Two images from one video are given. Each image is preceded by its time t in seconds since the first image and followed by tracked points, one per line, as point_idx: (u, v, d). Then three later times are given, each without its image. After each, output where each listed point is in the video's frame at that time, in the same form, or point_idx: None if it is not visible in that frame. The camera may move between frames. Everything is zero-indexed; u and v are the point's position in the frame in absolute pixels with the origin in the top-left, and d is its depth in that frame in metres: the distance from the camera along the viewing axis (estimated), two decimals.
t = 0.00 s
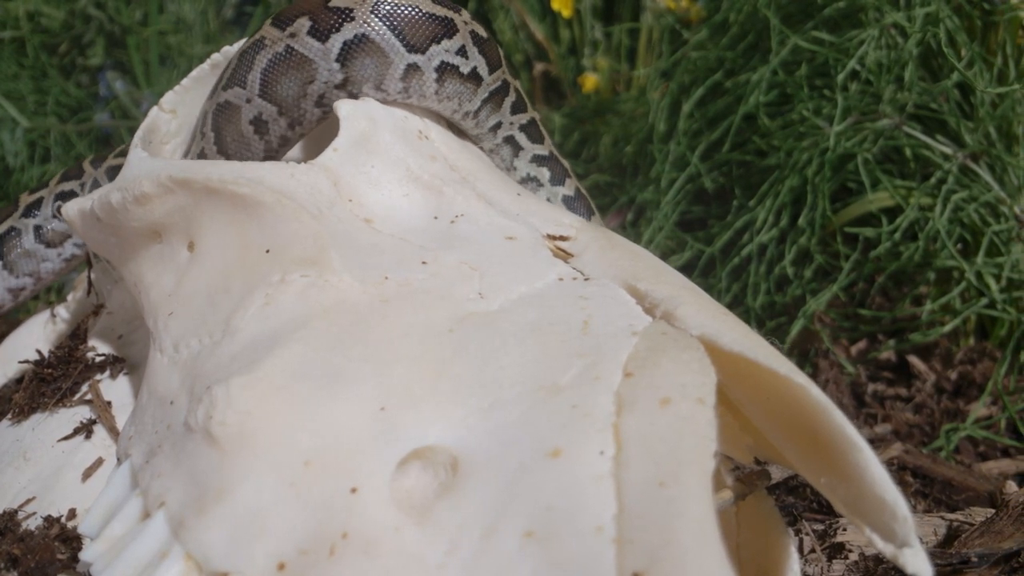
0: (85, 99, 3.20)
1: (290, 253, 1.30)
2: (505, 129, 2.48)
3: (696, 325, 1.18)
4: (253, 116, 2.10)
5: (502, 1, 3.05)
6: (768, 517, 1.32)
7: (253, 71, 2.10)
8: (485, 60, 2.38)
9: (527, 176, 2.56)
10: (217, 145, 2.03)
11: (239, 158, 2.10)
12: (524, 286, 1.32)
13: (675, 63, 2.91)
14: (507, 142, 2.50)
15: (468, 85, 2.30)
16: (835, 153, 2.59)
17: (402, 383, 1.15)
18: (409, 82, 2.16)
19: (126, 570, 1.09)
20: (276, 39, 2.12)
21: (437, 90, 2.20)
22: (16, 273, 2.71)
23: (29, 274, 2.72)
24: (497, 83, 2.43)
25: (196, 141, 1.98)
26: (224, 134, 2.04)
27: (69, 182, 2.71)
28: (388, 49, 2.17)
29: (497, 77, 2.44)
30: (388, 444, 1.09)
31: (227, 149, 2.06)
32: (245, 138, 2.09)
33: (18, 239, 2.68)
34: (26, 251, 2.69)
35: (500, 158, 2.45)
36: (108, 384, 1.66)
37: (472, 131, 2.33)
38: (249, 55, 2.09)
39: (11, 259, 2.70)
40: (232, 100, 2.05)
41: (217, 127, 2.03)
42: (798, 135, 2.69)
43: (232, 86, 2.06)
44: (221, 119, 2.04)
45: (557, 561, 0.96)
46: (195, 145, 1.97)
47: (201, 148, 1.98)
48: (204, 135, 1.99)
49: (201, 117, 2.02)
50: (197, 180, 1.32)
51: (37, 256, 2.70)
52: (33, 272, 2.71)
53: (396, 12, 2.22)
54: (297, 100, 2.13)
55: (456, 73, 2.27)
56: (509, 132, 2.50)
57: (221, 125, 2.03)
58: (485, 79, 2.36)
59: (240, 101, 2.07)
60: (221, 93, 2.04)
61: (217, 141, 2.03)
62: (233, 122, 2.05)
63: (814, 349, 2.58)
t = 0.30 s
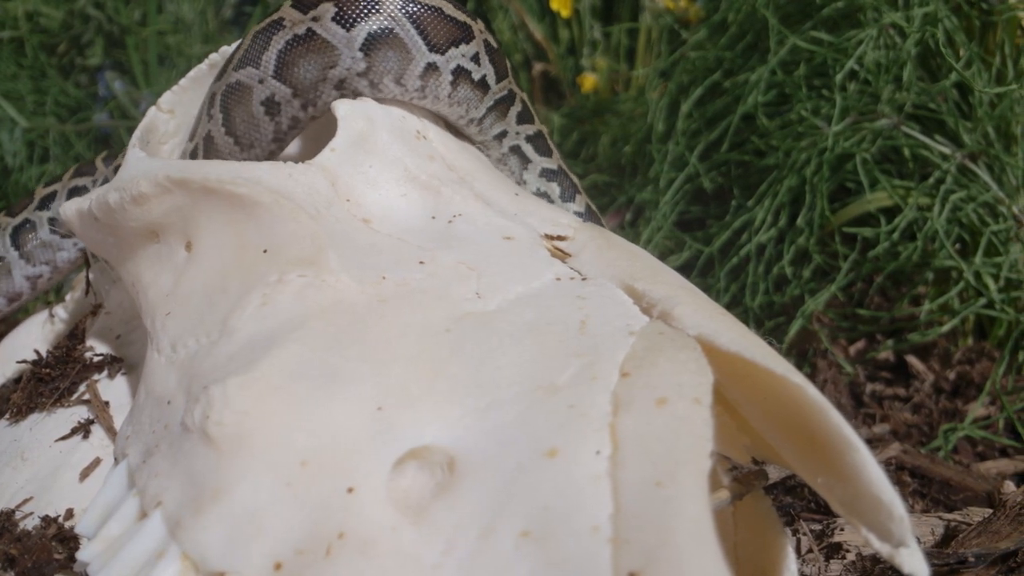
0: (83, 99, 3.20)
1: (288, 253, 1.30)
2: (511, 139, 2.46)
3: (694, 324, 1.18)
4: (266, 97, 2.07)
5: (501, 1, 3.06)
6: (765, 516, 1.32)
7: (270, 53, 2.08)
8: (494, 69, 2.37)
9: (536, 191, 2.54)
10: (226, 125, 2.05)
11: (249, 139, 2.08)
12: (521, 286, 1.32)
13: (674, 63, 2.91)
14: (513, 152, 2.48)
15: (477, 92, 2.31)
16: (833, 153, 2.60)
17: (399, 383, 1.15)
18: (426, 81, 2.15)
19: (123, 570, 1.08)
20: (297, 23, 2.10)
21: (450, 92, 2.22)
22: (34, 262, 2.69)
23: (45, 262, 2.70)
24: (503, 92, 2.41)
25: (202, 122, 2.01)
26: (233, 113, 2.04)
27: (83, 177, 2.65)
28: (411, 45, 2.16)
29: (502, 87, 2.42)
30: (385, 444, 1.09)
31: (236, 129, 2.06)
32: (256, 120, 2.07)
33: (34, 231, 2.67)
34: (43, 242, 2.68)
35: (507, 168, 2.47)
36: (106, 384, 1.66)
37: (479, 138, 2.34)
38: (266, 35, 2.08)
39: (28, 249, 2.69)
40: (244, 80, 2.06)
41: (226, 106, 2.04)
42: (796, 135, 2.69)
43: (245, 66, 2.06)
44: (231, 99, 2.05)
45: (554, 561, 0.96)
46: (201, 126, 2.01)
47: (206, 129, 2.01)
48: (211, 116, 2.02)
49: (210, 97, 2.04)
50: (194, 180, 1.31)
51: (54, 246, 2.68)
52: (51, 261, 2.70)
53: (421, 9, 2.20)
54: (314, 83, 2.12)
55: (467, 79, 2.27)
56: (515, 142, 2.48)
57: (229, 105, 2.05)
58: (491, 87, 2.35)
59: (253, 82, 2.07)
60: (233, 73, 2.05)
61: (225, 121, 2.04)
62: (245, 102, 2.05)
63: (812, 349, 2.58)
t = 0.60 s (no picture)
0: (82, 99, 3.20)
1: (285, 253, 1.30)
2: (518, 150, 2.51)
3: (691, 324, 1.18)
4: (279, 84, 2.08)
5: (500, 1, 3.06)
6: (761, 516, 1.32)
7: (285, 40, 2.09)
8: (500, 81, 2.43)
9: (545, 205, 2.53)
10: (235, 110, 2.05)
11: (257, 124, 2.08)
12: (518, 286, 1.32)
13: (672, 63, 2.91)
14: (521, 165, 2.52)
15: (484, 103, 2.36)
16: (831, 153, 2.60)
17: (396, 384, 1.15)
18: (441, 89, 2.22)
19: (120, 570, 1.09)
20: (320, 16, 2.11)
21: (461, 102, 2.28)
22: (47, 252, 2.67)
23: (60, 252, 2.68)
24: (509, 104, 2.47)
25: (210, 106, 2.02)
26: (243, 98, 2.05)
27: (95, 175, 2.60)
28: (432, 52, 2.20)
29: (508, 98, 2.47)
30: (381, 444, 1.09)
31: (246, 114, 2.06)
32: (267, 106, 2.08)
33: (46, 222, 2.65)
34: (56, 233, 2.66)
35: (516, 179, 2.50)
36: (104, 384, 1.66)
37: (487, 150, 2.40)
38: (284, 23, 2.09)
39: (42, 240, 2.67)
40: (256, 66, 2.07)
41: (235, 91, 2.05)
42: (794, 135, 2.69)
43: (258, 53, 2.07)
44: (241, 84, 2.06)
45: (549, 561, 0.97)
46: (208, 110, 2.02)
47: (213, 113, 2.03)
48: (219, 99, 2.03)
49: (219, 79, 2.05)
50: (192, 180, 1.32)
51: (66, 238, 2.65)
52: (64, 252, 2.67)
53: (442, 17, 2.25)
54: (333, 77, 2.12)
55: (476, 91, 2.33)
56: (523, 154, 2.52)
57: (239, 90, 2.05)
58: (497, 99, 2.41)
59: (266, 68, 2.08)
60: (244, 57, 2.06)
61: (234, 106, 2.05)
62: (257, 88, 2.06)
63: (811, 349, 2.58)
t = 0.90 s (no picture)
0: (81, 99, 3.20)
1: (281, 253, 1.30)
2: (527, 162, 2.59)
3: (687, 325, 1.18)
4: (293, 76, 2.10)
5: (498, 1, 3.06)
6: (758, 516, 1.32)
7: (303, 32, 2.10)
8: (506, 92, 2.49)
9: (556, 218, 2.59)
10: (244, 99, 2.09)
11: (267, 115, 2.11)
12: (515, 286, 1.32)
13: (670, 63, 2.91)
14: (531, 179, 2.60)
15: (487, 113, 2.40)
16: (829, 153, 2.59)
17: (391, 384, 1.15)
18: (451, 98, 2.26)
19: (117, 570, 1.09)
20: (343, 13, 2.13)
21: (468, 112, 2.32)
22: (61, 243, 2.65)
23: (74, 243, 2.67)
24: (515, 113, 2.55)
25: (218, 93, 2.06)
26: (253, 87, 2.09)
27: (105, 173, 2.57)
28: (449, 60, 2.26)
29: (515, 108, 2.55)
30: (377, 445, 1.09)
31: (255, 104, 2.09)
32: (278, 97, 2.11)
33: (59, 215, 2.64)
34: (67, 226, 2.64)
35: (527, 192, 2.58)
36: (100, 384, 1.66)
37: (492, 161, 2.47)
38: (303, 15, 2.11)
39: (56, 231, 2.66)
40: (271, 55, 2.09)
41: (245, 79, 2.08)
42: (792, 135, 2.69)
43: (273, 42, 2.09)
44: (252, 72, 2.08)
45: (544, 561, 0.97)
46: (216, 97, 2.06)
47: (221, 101, 2.06)
48: (228, 87, 2.07)
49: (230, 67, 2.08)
50: (189, 180, 1.32)
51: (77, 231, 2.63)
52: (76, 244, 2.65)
53: (460, 28, 2.31)
54: (353, 75, 2.13)
55: (482, 102, 2.39)
56: (532, 166, 2.60)
57: (250, 78, 2.09)
58: (502, 109, 2.48)
59: (280, 58, 2.09)
60: (256, 45, 2.09)
61: (244, 95, 2.08)
62: (269, 77, 2.09)
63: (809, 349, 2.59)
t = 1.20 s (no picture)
0: (79, 99, 3.19)
1: (276, 254, 1.30)
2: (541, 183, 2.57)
3: (682, 324, 1.18)
4: (323, 59, 2.09)
5: (497, 1, 3.05)
6: (754, 517, 1.32)
7: (339, 16, 2.11)
8: (515, 105, 2.50)
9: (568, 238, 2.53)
10: (265, 77, 2.09)
11: (288, 95, 2.10)
12: (510, 286, 1.32)
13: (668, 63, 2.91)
14: (546, 200, 2.57)
15: (495, 125, 2.42)
16: (826, 154, 2.59)
17: (386, 384, 1.15)
18: (464, 107, 2.29)
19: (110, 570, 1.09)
20: (383, 6, 2.13)
21: (476, 122, 2.35)
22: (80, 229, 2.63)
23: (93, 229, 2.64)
24: (524, 128, 2.55)
25: (236, 69, 2.09)
26: (277, 66, 2.08)
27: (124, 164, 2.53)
28: (468, 69, 2.28)
29: (525, 123, 2.56)
30: (371, 444, 1.09)
31: (278, 83, 2.09)
32: (304, 77, 2.10)
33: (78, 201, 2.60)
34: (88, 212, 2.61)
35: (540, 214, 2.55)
36: (97, 384, 1.66)
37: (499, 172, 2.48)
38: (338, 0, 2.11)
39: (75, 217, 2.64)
40: (302, 36, 2.09)
41: (269, 57, 2.08)
42: (790, 135, 2.69)
43: (303, 23, 2.10)
44: (278, 50, 2.08)
45: (537, 561, 0.97)
46: (234, 73, 2.09)
47: (238, 77, 2.09)
48: (248, 64, 2.08)
49: (255, 45, 2.09)
50: (185, 181, 1.32)
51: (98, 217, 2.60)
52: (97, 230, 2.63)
53: (484, 40, 2.34)
54: (384, 66, 2.12)
55: (491, 114, 2.41)
56: (546, 187, 2.58)
57: (274, 57, 2.09)
58: (511, 121, 2.48)
59: (311, 40, 2.09)
60: (284, 24, 2.10)
61: (265, 73, 2.09)
62: (294, 56, 2.09)
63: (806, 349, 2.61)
